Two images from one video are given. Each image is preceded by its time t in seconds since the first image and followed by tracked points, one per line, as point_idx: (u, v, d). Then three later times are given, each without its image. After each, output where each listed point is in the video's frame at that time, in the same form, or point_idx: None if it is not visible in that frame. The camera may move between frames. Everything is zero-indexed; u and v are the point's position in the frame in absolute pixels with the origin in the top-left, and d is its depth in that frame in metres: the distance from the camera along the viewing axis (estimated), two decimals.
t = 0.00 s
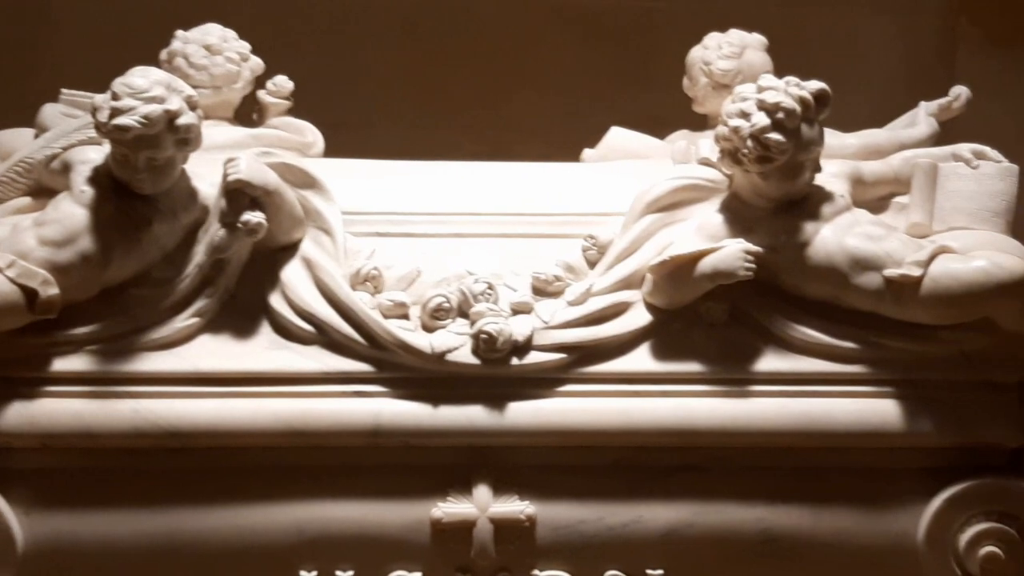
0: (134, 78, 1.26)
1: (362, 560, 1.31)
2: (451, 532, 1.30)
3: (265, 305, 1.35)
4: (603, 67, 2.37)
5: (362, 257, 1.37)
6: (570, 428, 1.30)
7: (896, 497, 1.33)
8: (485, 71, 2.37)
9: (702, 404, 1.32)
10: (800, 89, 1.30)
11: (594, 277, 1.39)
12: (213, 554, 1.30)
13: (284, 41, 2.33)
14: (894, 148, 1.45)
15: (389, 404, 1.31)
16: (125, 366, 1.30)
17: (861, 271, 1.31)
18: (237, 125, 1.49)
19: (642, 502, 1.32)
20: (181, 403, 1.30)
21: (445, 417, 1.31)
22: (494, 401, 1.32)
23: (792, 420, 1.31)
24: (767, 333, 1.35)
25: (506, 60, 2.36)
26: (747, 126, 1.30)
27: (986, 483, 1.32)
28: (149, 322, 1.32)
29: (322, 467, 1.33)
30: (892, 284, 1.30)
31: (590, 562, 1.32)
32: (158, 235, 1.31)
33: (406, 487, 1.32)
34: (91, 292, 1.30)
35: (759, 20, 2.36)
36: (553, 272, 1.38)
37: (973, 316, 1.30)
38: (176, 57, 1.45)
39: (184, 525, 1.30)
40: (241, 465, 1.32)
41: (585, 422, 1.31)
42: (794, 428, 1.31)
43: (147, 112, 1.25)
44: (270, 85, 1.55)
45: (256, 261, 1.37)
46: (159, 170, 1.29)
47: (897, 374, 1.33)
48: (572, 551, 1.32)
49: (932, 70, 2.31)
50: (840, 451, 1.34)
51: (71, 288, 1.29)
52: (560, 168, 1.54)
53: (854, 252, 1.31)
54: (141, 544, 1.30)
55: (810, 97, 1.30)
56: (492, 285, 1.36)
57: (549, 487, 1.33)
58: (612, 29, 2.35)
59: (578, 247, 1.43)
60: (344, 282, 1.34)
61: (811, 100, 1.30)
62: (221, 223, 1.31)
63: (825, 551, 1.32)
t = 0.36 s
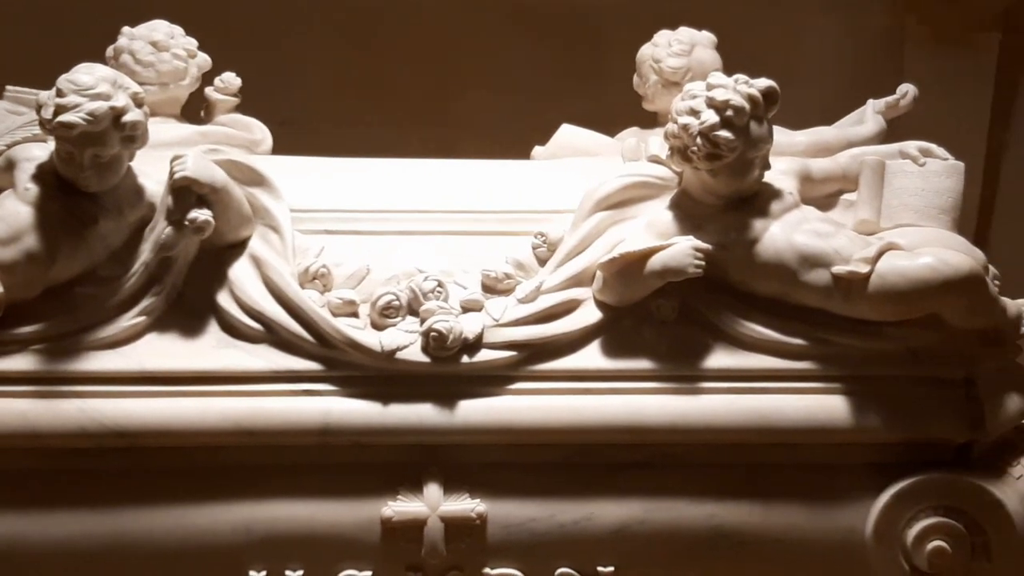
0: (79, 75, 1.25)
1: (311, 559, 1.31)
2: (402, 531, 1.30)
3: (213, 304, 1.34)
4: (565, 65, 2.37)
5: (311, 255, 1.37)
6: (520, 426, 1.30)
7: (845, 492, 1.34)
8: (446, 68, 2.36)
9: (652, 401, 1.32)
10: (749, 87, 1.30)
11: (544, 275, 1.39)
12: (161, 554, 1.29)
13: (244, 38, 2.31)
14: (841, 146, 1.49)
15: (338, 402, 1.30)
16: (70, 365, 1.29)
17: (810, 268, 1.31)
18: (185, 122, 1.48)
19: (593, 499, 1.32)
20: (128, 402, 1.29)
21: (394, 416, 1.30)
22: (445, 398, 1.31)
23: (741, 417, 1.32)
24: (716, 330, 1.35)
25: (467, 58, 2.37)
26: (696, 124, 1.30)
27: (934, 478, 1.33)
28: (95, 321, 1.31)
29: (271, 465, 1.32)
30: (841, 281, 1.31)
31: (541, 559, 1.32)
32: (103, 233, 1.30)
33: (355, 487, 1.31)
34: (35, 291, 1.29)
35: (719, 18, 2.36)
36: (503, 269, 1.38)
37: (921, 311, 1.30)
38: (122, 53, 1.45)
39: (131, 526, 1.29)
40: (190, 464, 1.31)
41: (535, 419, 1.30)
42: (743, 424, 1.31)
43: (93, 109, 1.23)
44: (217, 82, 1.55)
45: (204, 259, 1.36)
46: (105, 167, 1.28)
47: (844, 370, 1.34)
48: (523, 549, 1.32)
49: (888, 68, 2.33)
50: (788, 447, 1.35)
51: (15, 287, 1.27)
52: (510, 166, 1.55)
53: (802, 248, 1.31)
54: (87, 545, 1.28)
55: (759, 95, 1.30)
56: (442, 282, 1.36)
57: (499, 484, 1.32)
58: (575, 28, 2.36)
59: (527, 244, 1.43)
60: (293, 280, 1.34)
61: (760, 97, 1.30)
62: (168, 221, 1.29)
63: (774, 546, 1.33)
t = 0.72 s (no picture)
0: (45, 70, 1.23)
1: (280, 557, 1.30)
2: (371, 529, 1.29)
3: (181, 301, 1.34)
4: (542, 62, 2.37)
5: (279, 252, 1.36)
6: (489, 422, 1.30)
7: (813, 488, 1.35)
8: (423, 66, 2.35)
9: (621, 397, 1.32)
10: (717, 84, 1.30)
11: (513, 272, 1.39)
12: (128, 553, 1.29)
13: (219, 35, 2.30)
14: (809, 143, 1.49)
15: (306, 400, 1.30)
16: (36, 363, 1.28)
17: (778, 265, 1.32)
18: (151, 118, 1.48)
19: (562, 496, 1.32)
20: (94, 399, 1.28)
21: (363, 413, 1.29)
22: (413, 396, 1.31)
23: (710, 413, 1.32)
24: (685, 327, 1.36)
25: (443, 55, 2.35)
26: (665, 121, 1.29)
27: (902, 473, 1.34)
28: (61, 319, 1.30)
29: (239, 463, 1.31)
30: (809, 278, 1.31)
31: (510, 556, 1.32)
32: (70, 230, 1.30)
33: (324, 484, 1.31)
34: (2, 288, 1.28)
35: (695, 16, 2.37)
36: (472, 266, 1.38)
37: (888, 308, 1.31)
38: (89, 49, 1.45)
39: (99, 524, 1.28)
40: (157, 462, 1.31)
41: (504, 416, 1.30)
42: (712, 421, 1.32)
43: (58, 105, 1.22)
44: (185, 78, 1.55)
45: (172, 256, 1.35)
46: (71, 163, 1.27)
47: (813, 366, 1.34)
48: (492, 546, 1.32)
49: (861, 67, 2.34)
50: (758, 443, 1.35)
51: None
52: (479, 164, 1.55)
53: (770, 245, 1.31)
54: (54, 543, 1.28)
55: (727, 92, 1.30)
56: (411, 279, 1.36)
57: (469, 481, 1.32)
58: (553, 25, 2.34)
59: (496, 242, 1.43)
60: (261, 277, 1.33)
61: (728, 95, 1.30)
62: (135, 218, 1.29)
63: (743, 542, 1.33)
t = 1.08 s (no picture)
0: (14, 69, 1.23)
1: (253, 557, 1.30)
2: (343, 529, 1.29)
3: (152, 300, 1.33)
4: (521, 61, 2.36)
5: (251, 252, 1.36)
6: (461, 422, 1.30)
7: (785, 487, 1.35)
8: (402, 66, 2.35)
9: (594, 396, 1.32)
10: (689, 84, 1.30)
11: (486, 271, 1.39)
12: (99, 554, 1.28)
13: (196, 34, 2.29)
14: (781, 142, 1.50)
15: (279, 400, 1.29)
16: (6, 363, 1.27)
17: (750, 264, 1.32)
18: (122, 118, 1.48)
19: (535, 495, 1.32)
20: (64, 400, 1.27)
21: (335, 413, 1.29)
22: (386, 395, 1.31)
23: (682, 412, 1.32)
24: (658, 326, 1.36)
25: (422, 54, 2.35)
26: (637, 120, 1.29)
27: (874, 472, 1.34)
28: (32, 319, 1.30)
29: (211, 463, 1.31)
30: (781, 277, 1.32)
31: (483, 556, 1.32)
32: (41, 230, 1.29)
33: (296, 484, 1.31)
34: None
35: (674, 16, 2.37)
36: (444, 266, 1.38)
37: (860, 307, 1.31)
38: (59, 48, 1.44)
39: (70, 526, 1.28)
40: (128, 463, 1.30)
41: (477, 416, 1.30)
42: (685, 420, 1.32)
43: (29, 104, 1.21)
44: (156, 77, 1.54)
45: (143, 256, 1.35)
46: (41, 163, 1.26)
47: (785, 365, 1.35)
48: (464, 546, 1.31)
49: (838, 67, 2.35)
50: (730, 442, 1.35)
51: None
52: (452, 164, 1.55)
53: (742, 244, 1.32)
54: (24, 545, 1.27)
55: (699, 92, 1.30)
56: (384, 279, 1.36)
57: (442, 481, 1.32)
58: (532, 26, 2.35)
59: (469, 241, 1.43)
60: (232, 277, 1.33)
61: (700, 94, 1.30)
62: (106, 217, 1.28)
63: (716, 541, 1.34)
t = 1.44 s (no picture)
0: None
1: (225, 563, 1.30)
2: (316, 534, 1.29)
3: (123, 305, 1.33)
4: (501, 65, 2.37)
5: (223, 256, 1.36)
6: (434, 426, 1.30)
7: (758, 490, 1.36)
8: (381, 69, 2.35)
9: (568, 400, 1.32)
10: (662, 87, 1.30)
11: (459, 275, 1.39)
12: (70, 561, 1.28)
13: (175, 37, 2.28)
14: (753, 146, 1.50)
15: (251, 404, 1.29)
16: None
17: (723, 267, 1.32)
18: (93, 122, 1.48)
19: (508, 499, 1.32)
20: (33, 407, 1.26)
21: (308, 418, 1.29)
22: (359, 400, 1.31)
23: (656, 415, 1.32)
24: (631, 329, 1.36)
25: (402, 58, 2.35)
26: (609, 124, 1.29)
27: (847, 474, 1.34)
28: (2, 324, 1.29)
29: (183, 468, 1.30)
30: (754, 280, 1.32)
31: (457, 560, 1.32)
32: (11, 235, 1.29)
33: (269, 489, 1.30)
34: None
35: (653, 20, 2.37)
36: (417, 270, 1.38)
37: (832, 309, 1.32)
38: (29, 52, 1.44)
39: (42, 532, 1.27)
40: (98, 469, 1.30)
41: (450, 420, 1.30)
42: (659, 423, 1.32)
43: None
44: (128, 81, 1.54)
45: (114, 260, 1.35)
46: (11, 167, 1.26)
47: (757, 368, 1.35)
48: (438, 550, 1.31)
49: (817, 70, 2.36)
50: (704, 445, 1.35)
51: None
52: (425, 167, 1.55)
53: (715, 248, 1.32)
54: None
55: (671, 96, 1.30)
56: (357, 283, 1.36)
57: (415, 486, 1.32)
58: (512, 29, 2.35)
59: (442, 245, 1.44)
60: (204, 281, 1.33)
61: (673, 98, 1.30)
62: (76, 221, 1.28)
63: (689, 544, 1.34)
